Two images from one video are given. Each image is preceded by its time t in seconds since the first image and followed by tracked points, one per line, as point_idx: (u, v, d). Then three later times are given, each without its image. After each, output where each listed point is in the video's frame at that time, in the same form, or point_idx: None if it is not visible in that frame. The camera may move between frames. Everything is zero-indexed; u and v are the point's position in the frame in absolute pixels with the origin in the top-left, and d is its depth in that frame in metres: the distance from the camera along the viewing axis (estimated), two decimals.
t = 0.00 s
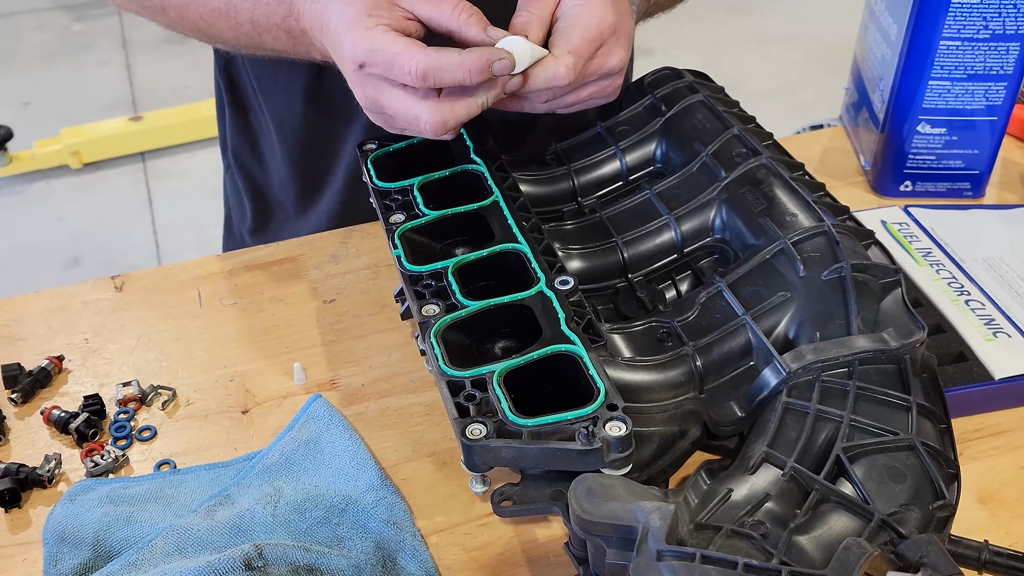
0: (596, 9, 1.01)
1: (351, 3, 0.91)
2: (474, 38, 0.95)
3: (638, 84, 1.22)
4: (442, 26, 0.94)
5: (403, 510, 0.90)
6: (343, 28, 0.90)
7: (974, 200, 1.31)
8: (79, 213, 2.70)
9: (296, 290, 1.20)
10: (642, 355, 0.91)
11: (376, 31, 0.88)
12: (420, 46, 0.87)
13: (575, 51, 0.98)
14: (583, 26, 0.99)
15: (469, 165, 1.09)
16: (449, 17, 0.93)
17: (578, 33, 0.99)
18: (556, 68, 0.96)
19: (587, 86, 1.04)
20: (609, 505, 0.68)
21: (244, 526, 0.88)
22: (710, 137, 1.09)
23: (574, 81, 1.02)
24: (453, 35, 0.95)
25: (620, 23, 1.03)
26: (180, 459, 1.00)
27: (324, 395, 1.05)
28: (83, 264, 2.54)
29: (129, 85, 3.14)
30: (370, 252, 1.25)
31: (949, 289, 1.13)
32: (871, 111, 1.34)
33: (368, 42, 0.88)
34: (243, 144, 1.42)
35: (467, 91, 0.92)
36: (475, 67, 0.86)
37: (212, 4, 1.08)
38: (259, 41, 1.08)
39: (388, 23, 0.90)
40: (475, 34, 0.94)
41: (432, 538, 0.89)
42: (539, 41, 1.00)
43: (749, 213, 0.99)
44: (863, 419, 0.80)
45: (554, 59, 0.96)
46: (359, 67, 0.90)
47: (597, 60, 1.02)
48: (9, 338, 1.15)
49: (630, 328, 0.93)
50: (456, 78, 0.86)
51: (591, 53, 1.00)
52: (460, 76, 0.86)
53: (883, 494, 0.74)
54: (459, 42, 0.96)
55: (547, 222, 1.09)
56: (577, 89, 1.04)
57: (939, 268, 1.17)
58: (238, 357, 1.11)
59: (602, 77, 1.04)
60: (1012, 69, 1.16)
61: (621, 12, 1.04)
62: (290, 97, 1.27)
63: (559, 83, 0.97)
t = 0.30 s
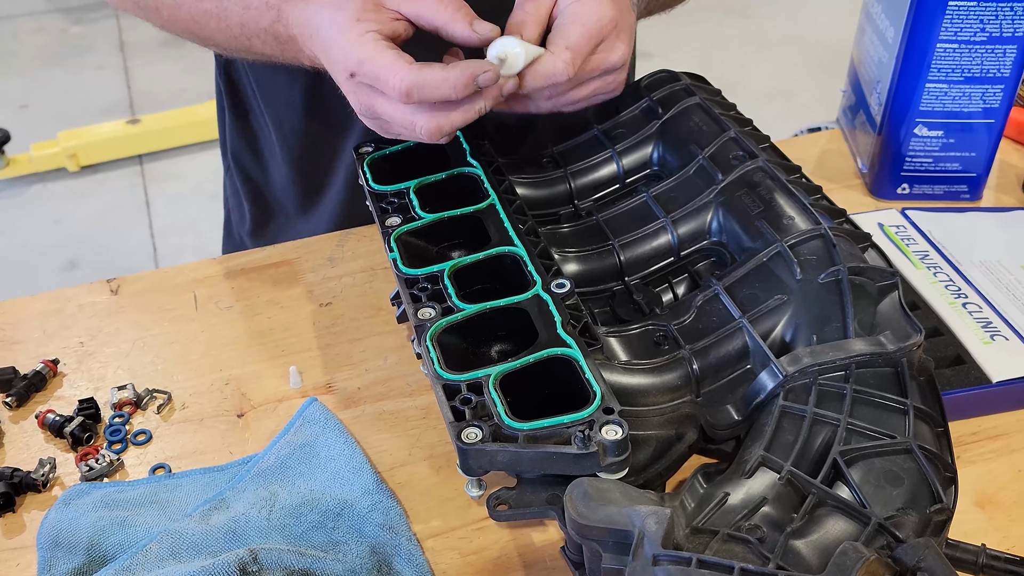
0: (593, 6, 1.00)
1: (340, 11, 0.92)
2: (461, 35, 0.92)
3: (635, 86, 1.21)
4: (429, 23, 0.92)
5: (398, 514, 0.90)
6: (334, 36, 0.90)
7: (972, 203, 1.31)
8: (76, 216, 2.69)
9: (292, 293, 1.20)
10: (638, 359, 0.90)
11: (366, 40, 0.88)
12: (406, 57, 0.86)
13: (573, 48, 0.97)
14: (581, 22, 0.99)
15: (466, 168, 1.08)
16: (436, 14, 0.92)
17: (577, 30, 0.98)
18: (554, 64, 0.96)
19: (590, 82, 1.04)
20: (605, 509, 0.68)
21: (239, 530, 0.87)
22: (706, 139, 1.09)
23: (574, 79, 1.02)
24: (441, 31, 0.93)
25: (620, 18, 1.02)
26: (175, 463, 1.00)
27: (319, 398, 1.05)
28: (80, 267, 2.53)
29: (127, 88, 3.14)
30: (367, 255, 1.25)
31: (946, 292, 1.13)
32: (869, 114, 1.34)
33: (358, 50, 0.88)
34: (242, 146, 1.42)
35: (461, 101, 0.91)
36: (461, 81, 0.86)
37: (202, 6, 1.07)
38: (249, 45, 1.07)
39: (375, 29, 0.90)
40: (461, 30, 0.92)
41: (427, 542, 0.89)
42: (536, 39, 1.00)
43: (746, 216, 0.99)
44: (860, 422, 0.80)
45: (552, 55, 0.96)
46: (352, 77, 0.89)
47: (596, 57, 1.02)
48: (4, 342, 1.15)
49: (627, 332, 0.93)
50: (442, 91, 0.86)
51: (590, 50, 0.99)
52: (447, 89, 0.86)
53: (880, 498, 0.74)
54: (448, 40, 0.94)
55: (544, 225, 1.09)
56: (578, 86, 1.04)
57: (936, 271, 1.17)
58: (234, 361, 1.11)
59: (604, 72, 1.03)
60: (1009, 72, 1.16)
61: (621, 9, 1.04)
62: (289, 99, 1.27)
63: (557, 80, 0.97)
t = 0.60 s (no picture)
0: (622, 12, 0.99)
1: (329, 19, 0.89)
2: (432, 24, 0.86)
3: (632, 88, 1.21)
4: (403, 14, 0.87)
5: (394, 515, 0.90)
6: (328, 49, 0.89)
7: (969, 205, 1.31)
8: (74, 217, 2.69)
9: (289, 294, 1.20)
10: (634, 360, 0.90)
11: (358, 57, 0.87)
12: (398, 76, 0.85)
13: (603, 42, 0.97)
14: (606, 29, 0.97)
15: (463, 168, 1.08)
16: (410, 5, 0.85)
17: (609, 29, 0.98)
18: (584, 52, 0.96)
19: (613, 91, 1.03)
20: (601, 511, 0.68)
21: (235, 532, 0.87)
22: (703, 140, 1.09)
23: (599, 85, 1.00)
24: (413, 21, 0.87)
25: (646, 31, 1.00)
26: (171, 464, 0.99)
27: (316, 400, 1.05)
28: (79, 268, 2.53)
29: (125, 89, 3.14)
30: (364, 256, 1.24)
31: (943, 293, 1.13)
32: (866, 115, 1.34)
33: (351, 69, 0.87)
34: (250, 143, 1.42)
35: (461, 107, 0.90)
36: (453, 96, 0.84)
37: (200, 8, 1.08)
38: (246, 47, 1.08)
39: (362, 40, 0.88)
40: (432, 19, 0.86)
41: (424, 544, 0.88)
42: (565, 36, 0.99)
43: (743, 217, 0.99)
44: (856, 424, 0.79)
45: (582, 44, 0.96)
46: (350, 93, 0.90)
47: (623, 65, 1.00)
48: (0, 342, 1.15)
49: (623, 333, 0.92)
50: (435, 108, 0.85)
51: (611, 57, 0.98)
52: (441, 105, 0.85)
53: (877, 499, 0.74)
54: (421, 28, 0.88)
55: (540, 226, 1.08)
56: (602, 94, 1.02)
57: (934, 272, 1.17)
58: (231, 362, 1.11)
59: (625, 82, 1.02)
60: (1006, 73, 1.16)
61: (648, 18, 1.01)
62: (297, 99, 1.26)
63: (586, 68, 0.96)
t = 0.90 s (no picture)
0: (699, 37, 1.04)
1: (314, 30, 0.89)
2: (408, 32, 0.82)
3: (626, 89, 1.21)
4: (382, 24, 0.84)
5: (387, 516, 0.89)
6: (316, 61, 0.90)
7: (965, 204, 1.31)
8: (70, 217, 2.68)
9: (283, 294, 1.19)
10: (628, 360, 0.89)
11: (339, 67, 0.87)
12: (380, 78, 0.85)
13: (693, 70, 1.00)
14: (693, 54, 1.02)
15: (456, 167, 1.08)
16: (386, 14, 0.83)
17: (694, 57, 1.02)
18: (681, 83, 0.97)
19: (704, 116, 1.05)
20: (593, 512, 0.68)
21: (225, 534, 0.86)
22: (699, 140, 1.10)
23: (694, 113, 1.02)
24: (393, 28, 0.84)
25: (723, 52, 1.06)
26: (163, 465, 0.99)
27: (309, 400, 1.04)
28: (74, 268, 2.52)
29: (122, 89, 3.13)
30: (358, 256, 1.24)
31: (939, 293, 1.12)
32: (861, 114, 1.34)
33: (333, 81, 0.87)
34: (270, 127, 1.43)
35: (442, 118, 0.89)
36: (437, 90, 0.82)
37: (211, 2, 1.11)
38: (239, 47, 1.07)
39: (346, 51, 0.88)
40: (407, 27, 0.81)
41: (416, 545, 0.88)
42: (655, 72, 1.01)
43: (738, 217, 0.99)
44: (850, 424, 0.79)
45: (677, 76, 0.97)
46: (336, 105, 0.91)
47: (710, 87, 1.03)
48: None
49: (617, 333, 0.92)
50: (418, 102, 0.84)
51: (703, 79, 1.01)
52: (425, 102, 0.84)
53: (871, 500, 0.73)
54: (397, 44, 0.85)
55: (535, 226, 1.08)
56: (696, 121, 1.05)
57: (929, 272, 1.16)
58: (223, 362, 1.10)
59: (715, 104, 1.05)
60: (1002, 72, 1.16)
61: (719, 42, 1.07)
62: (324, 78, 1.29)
63: (685, 98, 0.98)
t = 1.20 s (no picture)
0: (698, 18, 1.11)
1: (320, 15, 0.89)
2: (429, 35, 0.84)
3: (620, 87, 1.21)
4: (400, 23, 0.85)
5: (380, 514, 0.89)
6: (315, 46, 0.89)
7: (961, 201, 1.31)
8: (66, 217, 2.67)
9: (277, 292, 1.19)
10: (622, 357, 0.89)
11: (337, 55, 0.86)
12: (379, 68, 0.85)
13: (692, 45, 1.06)
14: (691, 31, 1.09)
15: (450, 164, 1.07)
16: (407, 15, 0.84)
17: (691, 34, 1.09)
18: (679, 55, 1.04)
19: (715, 95, 1.10)
20: (586, 510, 0.67)
21: (217, 532, 0.86)
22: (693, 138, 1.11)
23: (700, 89, 1.07)
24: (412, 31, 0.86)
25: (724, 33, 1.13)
26: (155, 463, 0.98)
27: (302, 398, 1.04)
28: (70, 268, 2.51)
29: (118, 89, 3.12)
30: (352, 253, 1.23)
31: (934, 290, 1.12)
32: (857, 111, 1.33)
33: (328, 68, 0.87)
34: (269, 112, 1.44)
35: (429, 120, 0.89)
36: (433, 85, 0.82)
37: None
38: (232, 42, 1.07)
39: (349, 41, 0.88)
40: (428, 31, 0.84)
41: (409, 543, 0.87)
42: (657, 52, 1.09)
43: (733, 214, 0.98)
44: (845, 421, 0.79)
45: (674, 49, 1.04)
46: (328, 91, 0.90)
47: (712, 65, 1.10)
48: None
49: (610, 330, 0.91)
50: (413, 94, 0.83)
51: (706, 55, 1.08)
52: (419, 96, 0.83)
53: (866, 497, 0.73)
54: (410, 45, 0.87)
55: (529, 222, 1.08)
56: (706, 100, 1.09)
57: (925, 269, 1.16)
58: (216, 360, 1.10)
59: (722, 83, 1.11)
60: (997, 69, 1.15)
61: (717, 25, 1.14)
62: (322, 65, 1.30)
63: (682, 67, 1.04)
